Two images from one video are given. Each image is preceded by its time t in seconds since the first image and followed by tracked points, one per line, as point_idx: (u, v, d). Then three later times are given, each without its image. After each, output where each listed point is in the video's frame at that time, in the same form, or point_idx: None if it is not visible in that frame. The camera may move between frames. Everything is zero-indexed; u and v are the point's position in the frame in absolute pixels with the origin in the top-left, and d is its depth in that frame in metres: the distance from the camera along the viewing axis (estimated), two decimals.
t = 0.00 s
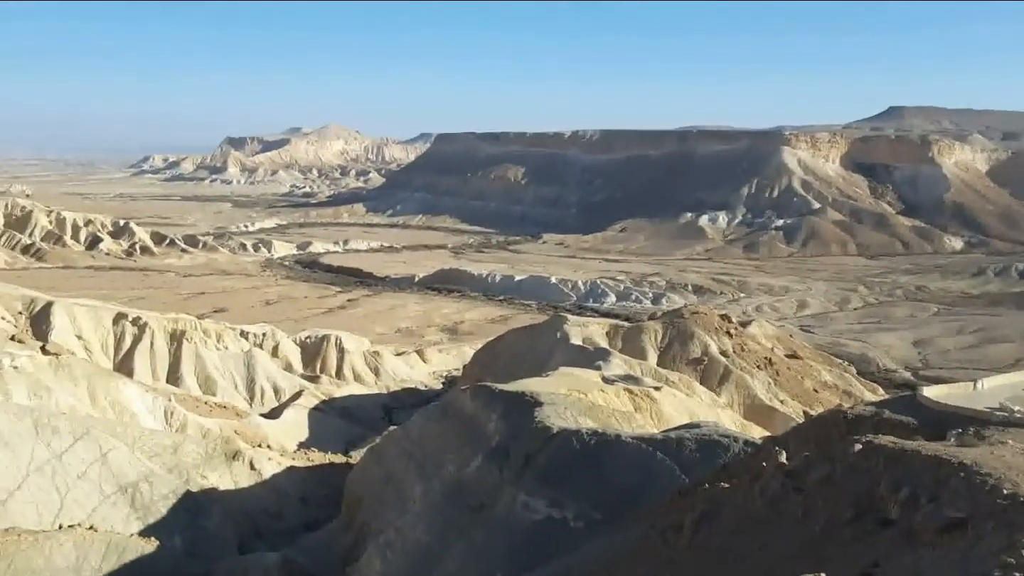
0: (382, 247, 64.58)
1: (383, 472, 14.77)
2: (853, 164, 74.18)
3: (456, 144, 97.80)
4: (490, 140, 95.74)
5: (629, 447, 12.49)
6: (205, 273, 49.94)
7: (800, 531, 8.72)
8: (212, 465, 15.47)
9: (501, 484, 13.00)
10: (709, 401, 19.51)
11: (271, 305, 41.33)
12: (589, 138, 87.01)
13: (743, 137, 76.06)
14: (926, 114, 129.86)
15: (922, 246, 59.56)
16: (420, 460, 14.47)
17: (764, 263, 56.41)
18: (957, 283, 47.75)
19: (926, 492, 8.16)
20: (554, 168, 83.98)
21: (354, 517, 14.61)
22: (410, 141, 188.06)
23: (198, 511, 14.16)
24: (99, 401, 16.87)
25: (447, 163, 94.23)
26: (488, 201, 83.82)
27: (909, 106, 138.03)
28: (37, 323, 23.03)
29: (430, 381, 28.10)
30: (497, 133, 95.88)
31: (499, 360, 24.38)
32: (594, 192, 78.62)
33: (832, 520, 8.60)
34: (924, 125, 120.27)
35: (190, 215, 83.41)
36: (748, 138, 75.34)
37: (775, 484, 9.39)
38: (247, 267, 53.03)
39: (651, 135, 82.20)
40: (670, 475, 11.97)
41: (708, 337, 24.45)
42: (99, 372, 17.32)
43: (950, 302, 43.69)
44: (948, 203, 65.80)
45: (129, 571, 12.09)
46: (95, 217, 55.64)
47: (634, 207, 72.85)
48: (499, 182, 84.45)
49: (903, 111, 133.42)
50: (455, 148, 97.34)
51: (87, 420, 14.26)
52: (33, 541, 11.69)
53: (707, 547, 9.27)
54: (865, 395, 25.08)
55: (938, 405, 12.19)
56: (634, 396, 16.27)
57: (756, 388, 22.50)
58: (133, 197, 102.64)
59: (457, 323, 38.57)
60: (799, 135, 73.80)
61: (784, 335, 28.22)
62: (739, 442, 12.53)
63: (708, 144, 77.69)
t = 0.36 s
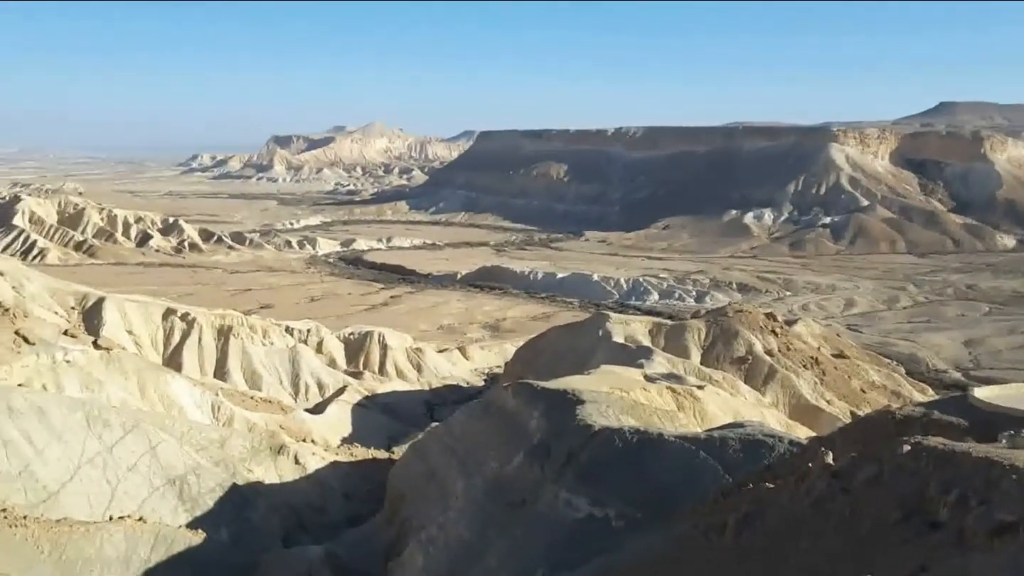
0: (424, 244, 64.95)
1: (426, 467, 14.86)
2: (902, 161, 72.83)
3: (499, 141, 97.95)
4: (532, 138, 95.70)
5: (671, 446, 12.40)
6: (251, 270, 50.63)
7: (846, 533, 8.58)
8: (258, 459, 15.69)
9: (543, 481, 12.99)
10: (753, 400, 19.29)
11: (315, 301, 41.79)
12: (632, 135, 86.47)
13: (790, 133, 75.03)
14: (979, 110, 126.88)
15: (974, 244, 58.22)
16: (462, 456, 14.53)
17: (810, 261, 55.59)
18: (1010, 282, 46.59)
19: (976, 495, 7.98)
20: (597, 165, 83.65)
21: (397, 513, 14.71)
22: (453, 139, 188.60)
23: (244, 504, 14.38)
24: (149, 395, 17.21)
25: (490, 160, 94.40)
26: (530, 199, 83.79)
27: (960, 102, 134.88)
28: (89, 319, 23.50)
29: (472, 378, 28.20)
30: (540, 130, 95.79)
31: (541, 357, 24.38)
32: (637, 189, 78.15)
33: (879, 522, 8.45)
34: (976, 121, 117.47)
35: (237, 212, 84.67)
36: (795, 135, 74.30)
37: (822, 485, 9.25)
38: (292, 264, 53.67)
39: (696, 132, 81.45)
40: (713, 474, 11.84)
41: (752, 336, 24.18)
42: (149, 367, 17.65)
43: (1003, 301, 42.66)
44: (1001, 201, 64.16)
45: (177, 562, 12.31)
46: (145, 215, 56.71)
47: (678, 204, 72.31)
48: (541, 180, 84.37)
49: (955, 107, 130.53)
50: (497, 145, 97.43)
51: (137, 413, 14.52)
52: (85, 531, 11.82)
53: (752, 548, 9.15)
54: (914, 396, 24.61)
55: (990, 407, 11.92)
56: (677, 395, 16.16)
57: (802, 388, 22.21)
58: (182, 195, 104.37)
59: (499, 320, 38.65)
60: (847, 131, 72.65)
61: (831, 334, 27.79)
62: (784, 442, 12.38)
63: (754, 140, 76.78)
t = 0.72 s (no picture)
0: (458, 243, 65.11)
1: (458, 466, 14.89)
2: (942, 158, 71.64)
3: (532, 139, 97.88)
4: (566, 136, 95.48)
5: (706, 445, 12.31)
6: (287, 268, 51.11)
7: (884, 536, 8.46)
8: (293, 455, 15.85)
9: (575, 480, 12.96)
10: (789, 400, 19.10)
11: (350, 299, 42.08)
12: (666, 133, 85.89)
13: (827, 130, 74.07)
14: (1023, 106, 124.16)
15: (1017, 243, 57.08)
16: (495, 455, 14.55)
17: (848, 260, 54.89)
18: None
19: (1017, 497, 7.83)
20: (631, 163, 83.23)
21: (429, 511, 14.76)
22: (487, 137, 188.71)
23: (279, 500, 14.53)
24: (187, 391, 17.44)
25: (523, 158, 94.36)
26: (563, 197, 83.66)
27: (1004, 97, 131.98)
28: (129, 316, 23.86)
29: (505, 377, 28.24)
30: (574, 128, 95.54)
31: (574, 356, 24.35)
32: (671, 187, 77.66)
33: (918, 523, 8.33)
34: (1020, 116, 114.92)
35: (273, 211, 85.52)
36: (832, 131, 73.31)
37: (858, 486, 9.13)
38: (327, 263, 54.10)
39: (731, 129, 80.71)
40: (748, 474, 11.72)
41: (789, 335, 23.93)
42: (187, 363, 17.89)
43: None
44: None
45: (214, 558, 12.47)
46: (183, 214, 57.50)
47: (713, 203, 71.82)
48: (575, 178, 84.16)
49: (998, 103, 127.86)
50: (530, 143, 97.33)
51: (175, 410, 14.72)
52: (124, 526, 11.98)
53: (787, 550, 9.05)
54: (954, 397, 24.21)
55: None
56: (711, 395, 16.05)
57: (839, 388, 21.95)
58: (219, 194, 105.64)
59: (532, 319, 38.64)
60: (885, 128, 71.55)
61: (868, 334, 27.42)
62: (821, 443, 12.24)
63: (790, 138, 75.93)
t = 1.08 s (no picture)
0: (486, 240, 65.18)
1: (486, 462, 14.92)
2: (977, 155, 70.58)
3: (561, 136, 97.75)
4: (595, 133, 95.20)
5: (736, 444, 12.22)
6: (317, 264, 51.47)
7: (916, 536, 8.37)
8: (323, 450, 15.96)
9: (604, 478, 12.93)
10: (820, 399, 18.93)
11: (379, 296, 42.27)
12: (696, 129, 85.31)
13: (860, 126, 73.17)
14: None
15: None
16: (523, 452, 14.57)
17: (881, 258, 54.19)
18: None
19: None
20: (660, 159, 82.76)
21: (457, 508, 14.81)
22: (516, 134, 188.70)
23: (309, 495, 14.65)
24: (218, 385, 17.62)
25: (552, 155, 94.22)
26: (592, 194, 83.48)
27: None
28: (162, 312, 24.15)
29: (533, 374, 28.26)
30: (602, 126, 95.22)
31: (602, 354, 24.30)
32: (701, 184, 77.16)
33: (950, 525, 8.22)
34: None
35: (302, 208, 86.09)
36: (865, 128, 72.43)
37: (891, 487, 9.03)
38: (356, 259, 54.37)
39: (762, 125, 79.99)
40: (779, 475, 11.62)
41: (820, 334, 23.68)
42: (219, 359, 18.07)
43: None
44: None
45: (245, 551, 12.60)
46: (215, 210, 58.07)
47: (743, 200, 71.29)
48: (604, 175, 83.88)
49: None
50: (559, 140, 97.17)
51: (207, 405, 14.89)
52: (158, 519, 12.15)
53: (818, 550, 8.98)
54: (989, 397, 23.85)
55: None
56: (741, 393, 15.93)
57: (872, 388, 21.71)
58: (250, 191, 106.54)
59: (560, 316, 38.59)
60: (919, 124, 70.44)
61: (901, 333, 27.09)
62: (852, 443, 12.11)
63: (822, 134, 75.08)
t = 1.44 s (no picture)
0: (521, 237, 65.21)
1: (521, 458, 14.94)
2: None
3: (597, 132, 97.42)
4: (631, 129, 94.69)
5: (773, 442, 12.09)
6: (353, 261, 51.88)
7: (959, 537, 8.22)
8: (360, 445, 16.10)
9: (639, 476, 12.88)
10: (860, 398, 18.69)
11: (414, 293, 42.49)
12: (734, 125, 84.49)
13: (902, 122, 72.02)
14: None
15: None
16: (558, 448, 14.57)
17: (923, 255, 53.33)
18: None
19: None
20: (697, 155, 82.16)
21: (492, 504, 14.86)
22: (552, 131, 188.49)
23: (346, 489, 14.79)
24: (256, 380, 17.85)
25: (588, 152, 93.95)
26: (628, 191, 83.15)
27: None
28: (202, 307, 24.50)
29: (568, 371, 28.22)
30: (638, 122, 94.72)
31: (638, 351, 24.22)
32: (739, 181, 76.43)
33: (994, 526, 8.06)
34: None
35: (339, 205, 86.81)
36: (908, 123, 71.25)
37: (932, 487, 8.88)
38: (392, 256, 54.72)
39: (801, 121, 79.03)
40: (817, 475, 11.48)
41: (860, 332, 23.37)
42: (257, 354, 18.31)
43: None
44: None
45: (282, 544, 12.74)
46: (254, 207, 58.76)
47: (781, 197, 70.53)
48: (640, 172, 83.45)
49: None
50: (594, 137, 96.83)
51: (246, 399, 15.09)
52: (198, 511, 12.34)
53: (858, 550, 8.86)
54: None
55: None
56: (779, 392, 15.78)
57: (913, 387, 21.39)
58: (288, 188, 107.55)
59: (596, 313, 38.51)
60: (963, 119, 69.03)
61: (943, 331, 26.63)
62: (893, 443, 11.92)
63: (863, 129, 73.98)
